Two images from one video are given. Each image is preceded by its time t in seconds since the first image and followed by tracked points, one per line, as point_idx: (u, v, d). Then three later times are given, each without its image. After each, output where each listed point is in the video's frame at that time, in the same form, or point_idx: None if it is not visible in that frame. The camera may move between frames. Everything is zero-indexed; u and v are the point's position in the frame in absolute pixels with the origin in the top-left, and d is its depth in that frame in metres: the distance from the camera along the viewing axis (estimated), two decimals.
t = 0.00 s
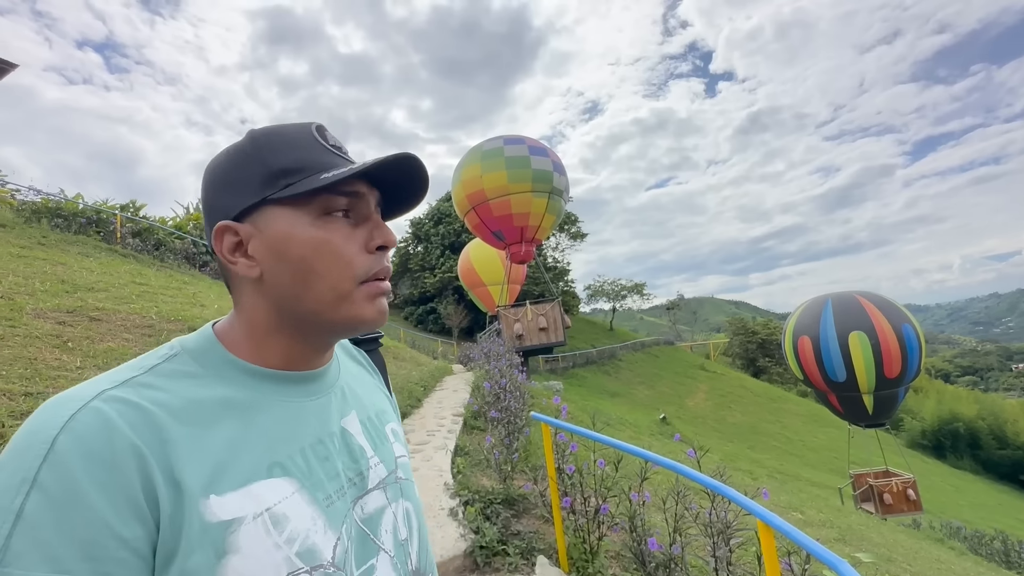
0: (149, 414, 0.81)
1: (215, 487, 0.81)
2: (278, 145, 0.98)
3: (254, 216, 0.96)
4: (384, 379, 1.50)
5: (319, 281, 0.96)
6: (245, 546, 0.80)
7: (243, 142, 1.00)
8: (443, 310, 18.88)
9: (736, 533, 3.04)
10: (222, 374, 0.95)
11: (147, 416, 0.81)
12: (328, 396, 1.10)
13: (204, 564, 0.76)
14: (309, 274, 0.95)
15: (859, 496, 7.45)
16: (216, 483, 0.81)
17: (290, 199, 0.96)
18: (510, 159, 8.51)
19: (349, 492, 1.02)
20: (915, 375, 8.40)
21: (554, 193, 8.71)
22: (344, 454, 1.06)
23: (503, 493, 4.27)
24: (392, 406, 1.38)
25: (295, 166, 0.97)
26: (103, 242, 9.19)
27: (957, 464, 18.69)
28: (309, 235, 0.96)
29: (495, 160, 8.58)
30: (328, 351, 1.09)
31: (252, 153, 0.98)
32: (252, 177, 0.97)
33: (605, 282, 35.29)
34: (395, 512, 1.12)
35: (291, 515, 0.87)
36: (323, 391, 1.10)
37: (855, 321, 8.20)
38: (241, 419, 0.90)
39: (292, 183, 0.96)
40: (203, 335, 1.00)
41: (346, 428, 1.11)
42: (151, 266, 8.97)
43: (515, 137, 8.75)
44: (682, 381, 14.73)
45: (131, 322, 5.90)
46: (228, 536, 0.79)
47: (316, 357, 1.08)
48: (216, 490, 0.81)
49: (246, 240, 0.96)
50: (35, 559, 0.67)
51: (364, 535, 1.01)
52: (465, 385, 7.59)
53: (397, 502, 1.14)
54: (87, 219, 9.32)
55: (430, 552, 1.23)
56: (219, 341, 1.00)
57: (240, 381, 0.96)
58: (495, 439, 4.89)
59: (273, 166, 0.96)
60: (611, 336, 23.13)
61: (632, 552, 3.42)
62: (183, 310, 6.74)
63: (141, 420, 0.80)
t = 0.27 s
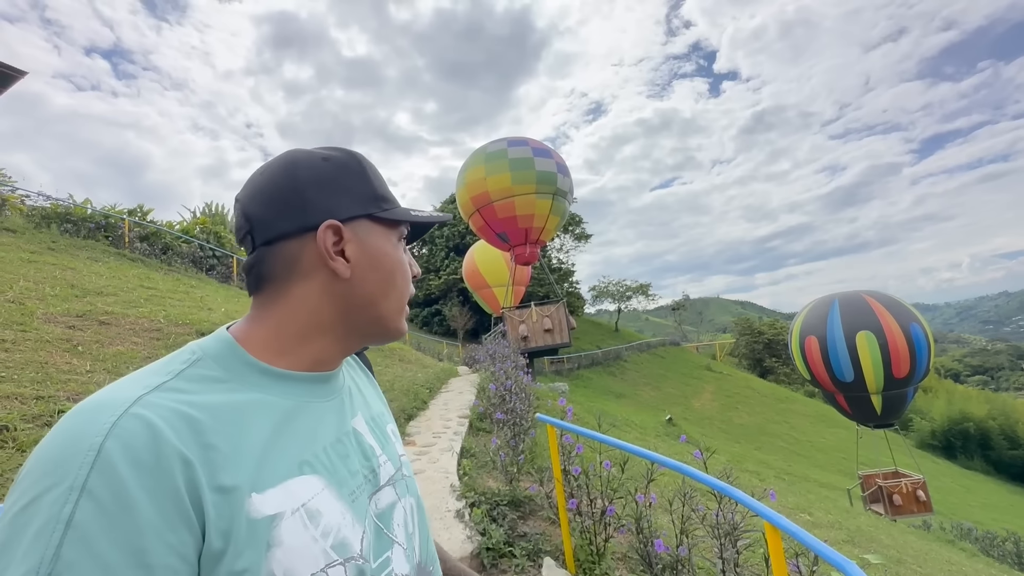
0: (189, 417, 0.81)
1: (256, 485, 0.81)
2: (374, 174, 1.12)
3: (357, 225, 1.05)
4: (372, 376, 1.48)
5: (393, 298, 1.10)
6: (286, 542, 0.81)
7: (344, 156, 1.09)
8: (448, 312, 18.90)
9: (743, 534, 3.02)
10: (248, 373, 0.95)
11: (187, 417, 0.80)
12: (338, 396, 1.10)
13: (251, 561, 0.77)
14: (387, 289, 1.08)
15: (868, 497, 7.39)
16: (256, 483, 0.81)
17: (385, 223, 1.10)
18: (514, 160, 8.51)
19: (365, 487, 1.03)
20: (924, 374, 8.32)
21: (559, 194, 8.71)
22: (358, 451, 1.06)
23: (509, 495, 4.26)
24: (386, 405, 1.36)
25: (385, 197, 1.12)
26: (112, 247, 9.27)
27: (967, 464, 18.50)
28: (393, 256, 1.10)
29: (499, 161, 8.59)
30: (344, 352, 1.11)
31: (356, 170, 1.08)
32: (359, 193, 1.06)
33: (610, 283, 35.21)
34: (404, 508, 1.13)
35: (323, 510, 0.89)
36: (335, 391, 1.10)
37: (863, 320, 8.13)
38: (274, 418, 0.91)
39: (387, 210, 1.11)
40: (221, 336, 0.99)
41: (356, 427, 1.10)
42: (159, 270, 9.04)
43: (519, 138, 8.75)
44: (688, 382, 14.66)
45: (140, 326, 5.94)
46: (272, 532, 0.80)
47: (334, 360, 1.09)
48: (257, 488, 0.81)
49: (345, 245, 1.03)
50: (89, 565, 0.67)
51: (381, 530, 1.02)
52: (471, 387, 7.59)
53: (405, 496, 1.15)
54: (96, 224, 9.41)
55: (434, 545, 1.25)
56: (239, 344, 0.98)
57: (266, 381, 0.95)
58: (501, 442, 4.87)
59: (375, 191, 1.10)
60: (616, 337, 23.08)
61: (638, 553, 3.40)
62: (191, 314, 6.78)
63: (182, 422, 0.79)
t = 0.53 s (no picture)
0: (194, 418, 0.81)
1: (262, 486, 0.82)
2: (379, 178, 1.11)
3: (362, 231, 1.04)
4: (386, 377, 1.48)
5: (405, 298, 1.10)
6: (292, 542, 0.81)
7: (347, 159, 1.07)
8: (450, 314, 18.91)
9: (749, 535, 3.01)
10: (257, 376, 0.95)
11: (192, 419, 0.81)
12: (349, 397, 1.11)
13: (256, 563, 0.78)
14: (398, 290, 1.08)
15: (873, 497, 7.36)
16: (261, 484, 0.82)
17: (394, 225, 1.10)
18: (516, 162, 8.52)
19: (374, 490, 1.03)
20: (929, 374, 8.29)
21: (560, 195, 8.72)
22: (368, 453, 1.07)
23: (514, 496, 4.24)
24: (399, 407, 1.37)
25: (393, 201, 1.12)
26: (116, 250, 9.31)
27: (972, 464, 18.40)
28: (403, 258, 1.10)
29: (500, 163, 8.60)
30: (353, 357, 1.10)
31: (367, 176, 1.09)
32: (364, 195, 1.06)
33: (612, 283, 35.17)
34: (414, 508, 1.14)
35: (329, 512, 0.89)
36: (345, 394, 1.10)
37: (867, 320, 8.10)
38: (282, 420, 0.91)
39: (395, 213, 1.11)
40: (231, 339, 1.00)
41: (366, 428, 1.11)
42: (163, 273, 9.07)
43: (520, 139, 8.76)
44: (691, 382, 14.63)
45: (144, 329, 5.95)
46: (278, 534, 0.80)
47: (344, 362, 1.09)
48: (263, 489, 0.82)
49: (354, 249, 1.03)
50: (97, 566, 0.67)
51: (389, 531, 1.03)
52: (473, 388, 7.58)
53: (415, 498, 1.16)
54: (100, 228, 9.45)
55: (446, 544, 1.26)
56: (248, 347, 0.98)
57: (275, 382, 0.96)
58: (505, 444, 4.76)
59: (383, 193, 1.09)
60: (618, 338, 23.06)
61: (643, 554, 3.38)
62: (195, 317, 6.79)
63: (188, 424, 0.80)
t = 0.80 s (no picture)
0: (172, 426, 0.88)
1: (236, 497, 0.86)
2: (265, 170, 0.99)
3: (248, 248, 1.00)
4: (420, 390, 1.51)
5: (296, 307, 0.96)
6: (263, 557, 0.85)
7: (241, 170, 1.03)
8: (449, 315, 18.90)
9: (754, 537, 3.01)
10: (248, 388, 1.02)
11: (173, 428, 0.87)
12: (355, 410, 1.14)
13: (224, 569, 0.82)
14: (285, 301, 0.96)
15: (874, 497, 7.35)
16: (236, 495, 0.86)
17: (270, 227, 0.97)
18: (516, 162, 8.52)
19: (373, 506, 1.04)
20: (929, 373, 8.30)
21: (560, 195, 8.72)
22: (370, 468, 1.08)
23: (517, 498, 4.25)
24: (424, 418, 1.39)
25: (277, 191, 0.97)
26: (115, 252, 9.31)
27: (973, 463, 18.40)
28: (286, 262, 0.96)
29: (500, 163, 8.60)
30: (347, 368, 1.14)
31: (250, 179, 1.00)
32: (241, 206, 0.99)
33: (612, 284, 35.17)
34: (424, 527, 1.13)
35: (310, 528, 0.91)
36: (350, 406, 1.14)
37: (867, 319, 8.11)
38: (266, 431, 0.96)
39: (267, 212, 0.96)
40: (235, 349, 1.08)
41: (374, 441, 1.13)
42: (162, 275, 9.06)
43: (520, 140, 8.76)
44: (691, 382, 14.63)
45: (144, 331, 5.94)
46: (247, 545, 0.84)
47: (339, 372, 1.13)
48: (237, 500, 0.86)
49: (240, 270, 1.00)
50: (72, 562, 0.72)
51: (391, 550, 1.04)
52: (474, 389, 7.57)
53: (427, 516, 1.15)
54: (99, 230, 9.45)
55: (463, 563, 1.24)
56: (246, 355, 1.07)
57: (265, 393, 1.02)
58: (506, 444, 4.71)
59: (259, 192, 0.98)
60: (618, 338, 23.06)
61: (646, 556, 3.39)
62: (194, 319, 6.78)
63: (168, 432, 0.86)
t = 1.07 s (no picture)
0: (173, 420, 0.89)
1: (231, 493, 0.85)
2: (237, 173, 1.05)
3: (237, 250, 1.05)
4: (453, 385, 1.49)
5: (267, 302, 0.97)
6: (257, 555, 0.83)
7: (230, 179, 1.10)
8: (447, 315, 18.90)
9: (755, 536, 3.03)
10: (256, 381, 1.02)
11: (172, 423, 0.88)
12: (366, 404, 1.12)
13: (215, 569, 0.80)
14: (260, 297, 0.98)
15: (871, 495, 7.33)
16: (231, 491, 0.85)
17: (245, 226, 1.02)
18: (514, 162, 8.52)
19: (381, 503, 1.01)
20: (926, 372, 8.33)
21: (558, 196, 8.73)
22: (380, 463, 1.05)
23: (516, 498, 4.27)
24: (447, 411, 1.35)
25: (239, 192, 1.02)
26: (111, 253, 9.28)
27: (968, 461, 18.50)
28: (255, 257, 0.99)
29: (498, 163, 8.60)
30: (356, 359, 1.12)
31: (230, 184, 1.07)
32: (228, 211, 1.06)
33: (609, 283, 35.24)
34: (439, 526, 1.09)
35: (306, 525, 0.88)
36: (360, 400, 1.12)
37: (864, 318, 8.14)
38: (265, 426, 0.95)
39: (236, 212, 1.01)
40: (248, 344, 1.10)
41: (385, 436, 1.11)
42: (158, 275, 9.03)
43: (518, 140, 8.76)
44: (689, 382, 14.66)
45: (141, 332, 5.92)
46: (239, 543, 0.82)
47: (348, 365, 1.12)
48: (231, 496, 0.85)
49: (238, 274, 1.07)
50: (67, 552, 0.74)
51: (402, 549, 1.00)
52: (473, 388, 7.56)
53: (442, 515, 1.11)
54: (95, 230, 9.42)
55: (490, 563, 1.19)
56: (259, 349, 1.09)
57: (270, 387, 1.02)
58: (506, 444, 4.72)
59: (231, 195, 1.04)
60: (615, 338, 23.09)
61: (647, 556, 3.39)
62: (191, 319, 6.75)
63: (166, 427, 0.87)
